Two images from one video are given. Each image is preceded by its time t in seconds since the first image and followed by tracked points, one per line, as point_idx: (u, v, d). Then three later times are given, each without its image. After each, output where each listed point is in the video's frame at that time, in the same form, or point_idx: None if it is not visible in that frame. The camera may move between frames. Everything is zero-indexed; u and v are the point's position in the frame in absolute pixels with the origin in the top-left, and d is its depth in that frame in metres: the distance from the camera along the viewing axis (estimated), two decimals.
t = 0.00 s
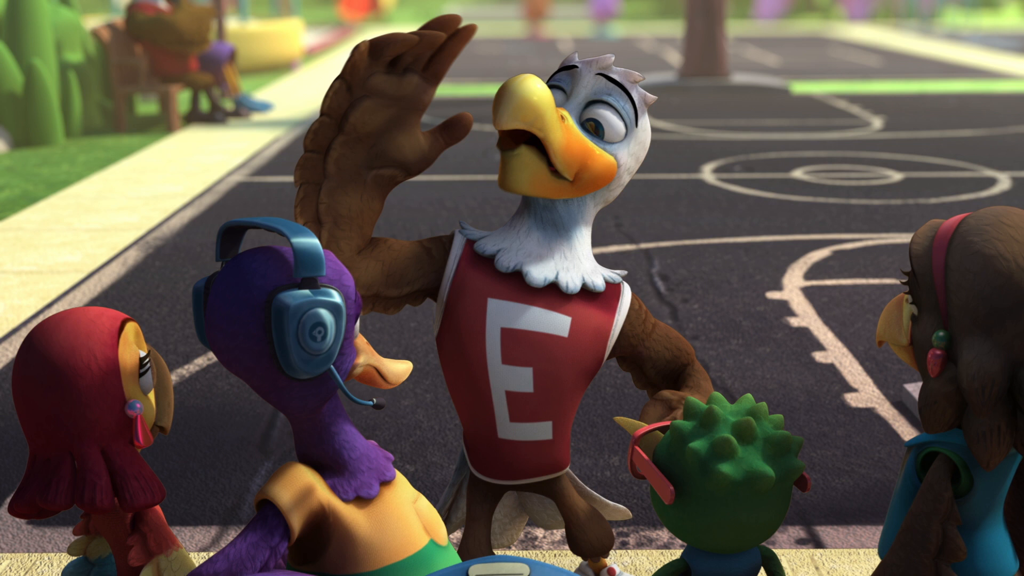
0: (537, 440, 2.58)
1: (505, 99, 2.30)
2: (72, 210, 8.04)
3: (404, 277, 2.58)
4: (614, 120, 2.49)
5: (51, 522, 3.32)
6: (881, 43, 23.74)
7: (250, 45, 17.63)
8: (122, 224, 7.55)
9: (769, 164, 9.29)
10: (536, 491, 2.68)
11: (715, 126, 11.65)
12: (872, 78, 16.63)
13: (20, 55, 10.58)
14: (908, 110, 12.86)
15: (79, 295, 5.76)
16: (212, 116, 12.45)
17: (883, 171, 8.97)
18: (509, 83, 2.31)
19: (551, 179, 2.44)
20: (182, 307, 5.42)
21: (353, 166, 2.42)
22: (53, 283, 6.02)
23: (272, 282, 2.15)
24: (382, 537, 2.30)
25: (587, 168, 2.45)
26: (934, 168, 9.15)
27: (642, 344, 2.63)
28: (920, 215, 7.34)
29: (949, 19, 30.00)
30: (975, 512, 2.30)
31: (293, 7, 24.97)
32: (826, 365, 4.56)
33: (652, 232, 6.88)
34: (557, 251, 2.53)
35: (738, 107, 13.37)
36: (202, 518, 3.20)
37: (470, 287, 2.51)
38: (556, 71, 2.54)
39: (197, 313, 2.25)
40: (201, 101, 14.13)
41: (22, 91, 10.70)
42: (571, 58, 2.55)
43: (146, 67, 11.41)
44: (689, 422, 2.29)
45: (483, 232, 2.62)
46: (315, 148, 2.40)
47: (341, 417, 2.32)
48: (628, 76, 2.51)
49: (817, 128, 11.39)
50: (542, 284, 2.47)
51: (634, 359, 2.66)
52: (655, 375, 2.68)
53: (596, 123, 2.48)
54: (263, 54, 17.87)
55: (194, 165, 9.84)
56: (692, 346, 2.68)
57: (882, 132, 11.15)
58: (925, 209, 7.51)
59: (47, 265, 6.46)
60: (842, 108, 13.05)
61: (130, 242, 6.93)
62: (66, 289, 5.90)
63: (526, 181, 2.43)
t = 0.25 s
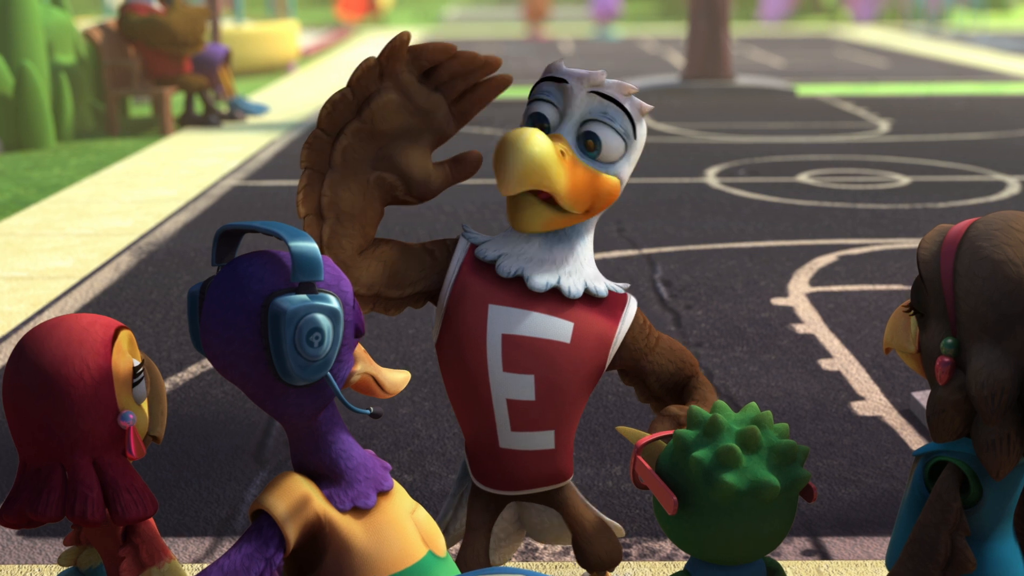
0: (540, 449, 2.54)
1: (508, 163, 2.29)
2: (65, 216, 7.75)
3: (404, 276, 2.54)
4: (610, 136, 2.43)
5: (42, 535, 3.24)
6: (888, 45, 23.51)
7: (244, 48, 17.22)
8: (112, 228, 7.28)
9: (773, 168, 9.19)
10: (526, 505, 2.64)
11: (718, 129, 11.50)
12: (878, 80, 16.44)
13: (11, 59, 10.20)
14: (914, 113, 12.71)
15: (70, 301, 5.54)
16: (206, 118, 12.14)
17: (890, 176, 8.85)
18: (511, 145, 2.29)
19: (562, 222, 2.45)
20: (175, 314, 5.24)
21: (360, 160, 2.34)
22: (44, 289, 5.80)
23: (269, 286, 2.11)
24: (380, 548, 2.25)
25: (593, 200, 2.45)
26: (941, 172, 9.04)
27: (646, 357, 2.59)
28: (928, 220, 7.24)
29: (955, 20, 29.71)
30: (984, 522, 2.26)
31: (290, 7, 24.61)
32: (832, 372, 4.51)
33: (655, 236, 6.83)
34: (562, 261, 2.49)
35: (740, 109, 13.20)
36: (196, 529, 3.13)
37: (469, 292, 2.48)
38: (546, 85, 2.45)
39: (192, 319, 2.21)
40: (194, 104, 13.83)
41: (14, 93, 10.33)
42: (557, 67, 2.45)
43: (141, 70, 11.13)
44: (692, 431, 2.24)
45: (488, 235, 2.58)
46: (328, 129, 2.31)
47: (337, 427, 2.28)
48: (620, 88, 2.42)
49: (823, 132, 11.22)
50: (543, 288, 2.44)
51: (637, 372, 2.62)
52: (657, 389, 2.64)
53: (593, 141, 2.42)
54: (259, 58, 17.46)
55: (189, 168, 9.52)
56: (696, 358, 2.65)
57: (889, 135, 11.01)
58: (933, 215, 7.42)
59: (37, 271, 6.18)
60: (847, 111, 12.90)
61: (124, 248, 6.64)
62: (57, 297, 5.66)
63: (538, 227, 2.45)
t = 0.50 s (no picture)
0: (581, 448, 2.52)
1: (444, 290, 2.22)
2: (56, 219, 7.14)
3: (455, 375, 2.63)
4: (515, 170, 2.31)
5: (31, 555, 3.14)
6: (896, 46, 22.79)
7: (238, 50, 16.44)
8: (108, 233, 6.71)
9: (777, 171, 8.73)
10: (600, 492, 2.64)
11: (723, 130, 11.12)
12: (887, 80, 15.91)
13: None
14: (922, 114, 12.17)
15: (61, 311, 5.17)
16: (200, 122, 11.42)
17: (896, 179, 8.34)
18: (438, 274, 2.19)
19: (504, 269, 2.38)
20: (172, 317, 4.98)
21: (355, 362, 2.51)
22: (32, 292, 5.46)
23: (265, 291, 2.06)
24: (377, 560, 2.19)
25: (525, 230, 2.36)
26: (946, 174, 8.57)
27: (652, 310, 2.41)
28: (938, 222, 6.89)
29: (966, 21, 28.87)
30: (996, 534, 2.21)
31: (284, 8, 23.98)
32: (839, 380, 4.22)
33: (658, 241, 6.42)
34: (530, 288, 2.38)
35: (745, 108, 12.79)
36: (188, 539, 3.02)
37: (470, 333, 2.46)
38: (421, 147, 2.34)
39: (186, 325, 2.15)
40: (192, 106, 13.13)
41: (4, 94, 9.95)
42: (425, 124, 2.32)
43: (133, 71, 10.68)
44: (696, 438, 2.19)
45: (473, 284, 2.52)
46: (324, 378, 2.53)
47: (333, 435, 2.23)
48: (492, 127, 2.27)
49: (832, 133, 10.73)
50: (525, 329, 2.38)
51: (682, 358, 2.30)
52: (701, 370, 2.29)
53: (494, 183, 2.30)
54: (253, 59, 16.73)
55: (182, 170, 8.83)
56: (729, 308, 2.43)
57: (897, 137, 10.45)
58: (942, 217, 6.99)
59: (27, 276, 5.76)
60: (854, 113, 12.38)
61: (116, 253, 6.20)
62: (48, 302, 5.27)
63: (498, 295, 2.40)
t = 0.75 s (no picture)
0: (596, 447, 2.39)
1: (594, 225, 2.19)
2: (48, 224, 7.03)
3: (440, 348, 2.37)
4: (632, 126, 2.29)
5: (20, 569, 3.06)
6: (903, 47, 22.59)
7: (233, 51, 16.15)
8: (100, 238, 6.59)
9: (783, 176, 8.61)
10: (588, 493, 2.48)
11: (726, 134, 10.97)
12: (892, 83, 15.75)
13: None
14: (932, 117, 12.01)
15: (51, 315, 5.03)
16: (195, 125, 10.99)
17: (903, 183, 8.27)
18: (590, 208, 2.17)
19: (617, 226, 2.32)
20: (166, 324, 4.86)
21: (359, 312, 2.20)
22: (23, 299, 5.31)
23: (261, 295, 2.01)
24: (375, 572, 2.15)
25: (638, 186, 2.35)
26: (957, 179, 8.45)
27: (681, 318, 2.44)
28: (945, 227, 6.79)
29: (972, 22, 28.57)
30: (1008, 546, 2.15)
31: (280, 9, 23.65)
32: (844, 389, 4.09)
33: (662, 246, 6.27)
34: (614, 268, 2.32)
35: (749, 111, 12.65)
36: (182, 551, 2.97)
37: (513, 317, 2.31)
38: (544, 98, 2.27)
39: (181, 331, 2.11)
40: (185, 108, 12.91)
41: None
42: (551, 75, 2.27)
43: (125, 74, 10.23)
44: (701, 447, 2.16)
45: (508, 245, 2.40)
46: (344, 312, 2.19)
47: (330, 445, 2.18)
48: (622, 78, 2.26)
49: (837, 137, 10.63)
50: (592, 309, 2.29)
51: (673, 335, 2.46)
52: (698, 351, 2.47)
53: (614, 136, 2.28)
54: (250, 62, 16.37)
55: (177, 174, 8.72)
56: (735, 317, 2.47)
57: (903, 141, 10.35)
58: (950, 223, 6.90)
59: (18, 282, 5.63)
60: (861, 116, 12.22)
61: (109, 258, 6.08)
62: (39, 308, 5.16)
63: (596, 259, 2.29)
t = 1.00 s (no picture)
0: (598, 455, 2.35)
1: (582, 230, 2.15)
2: (38, 228, 6.98)
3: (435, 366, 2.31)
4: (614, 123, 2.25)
5: None
6: (908, 49, 22.50)
7: (226, 51, 16.13)
8: (93, 243, 6.54)
9: (788, 179, 8.57)
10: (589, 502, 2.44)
11: (730, 137, 10.91)
12: (898, 86, 15.67)
13: None
14: (940, 120, 11.96)
15: (43, 321, 5.00)
16: (189, 127, 10.93)
17: (911, 187, 8.22)
18: (573, 211, 2.14)
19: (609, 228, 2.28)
20: (159, 330, 4.81)
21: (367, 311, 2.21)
22: (14, 306, 5.26)
23: (257, 301, 1.97)
24: None
25: (627, 185, 2.31)
26: (968, 182, 8.42)
27: (684, 316, 2.39)
28: (952, 231, 6.74)
29: (978, 23, 28.43)
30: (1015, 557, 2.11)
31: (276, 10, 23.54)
32: (851, 396, 4.05)
33: (664, 250, 6.22)
34: (609, 269, 2.28)
35: (754, 113, 12.58)
36: (176, 562, 2.93)
37: (512, 324, 2.26)
38: (522, 104, 2.24)
39: (174, 337, 2.07)
40: (179, 110, 12.87)
41: None
42: (527, 81, 2.24)
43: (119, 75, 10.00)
44: (705, 456, 2.12)
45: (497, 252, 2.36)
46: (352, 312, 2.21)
47: (328, 453, 2.14)
48: (599, 76, 2.23)
49: (844, 140, 10.58)
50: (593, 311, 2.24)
51: (678, 330, 2.41)
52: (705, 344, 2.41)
53: (599, 135, 2.24)
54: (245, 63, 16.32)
55: (171, 178, 8.67)
56: (739, 307, 2.42)
57: (911, 144, 10.30)
58: (958, 227, 6.85)
59: (10, 287, 5.58)
60: (867, 118, 12.16)
61: (101, 263, 6.03)
62: (30, 314, 5.11)
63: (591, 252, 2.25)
